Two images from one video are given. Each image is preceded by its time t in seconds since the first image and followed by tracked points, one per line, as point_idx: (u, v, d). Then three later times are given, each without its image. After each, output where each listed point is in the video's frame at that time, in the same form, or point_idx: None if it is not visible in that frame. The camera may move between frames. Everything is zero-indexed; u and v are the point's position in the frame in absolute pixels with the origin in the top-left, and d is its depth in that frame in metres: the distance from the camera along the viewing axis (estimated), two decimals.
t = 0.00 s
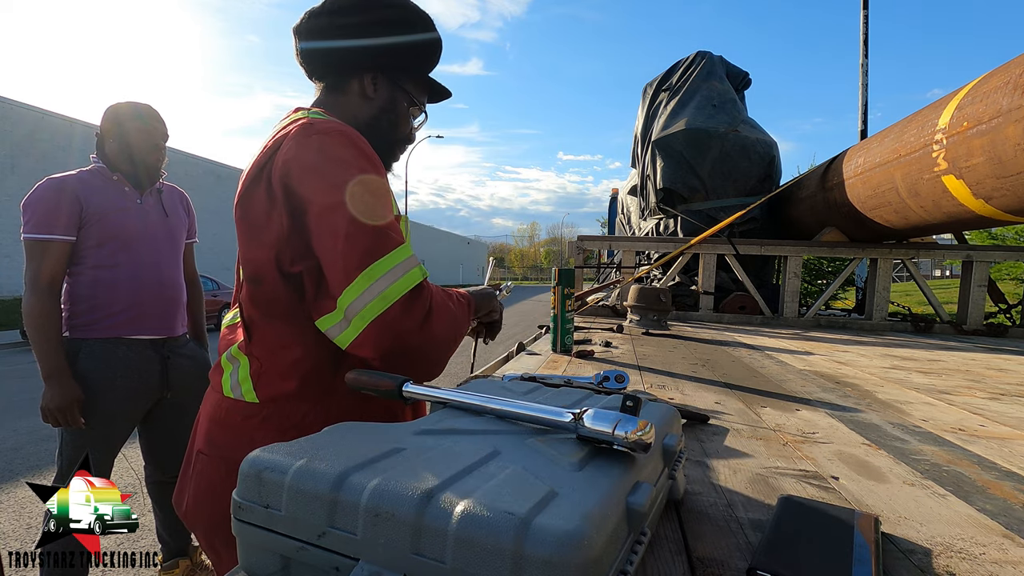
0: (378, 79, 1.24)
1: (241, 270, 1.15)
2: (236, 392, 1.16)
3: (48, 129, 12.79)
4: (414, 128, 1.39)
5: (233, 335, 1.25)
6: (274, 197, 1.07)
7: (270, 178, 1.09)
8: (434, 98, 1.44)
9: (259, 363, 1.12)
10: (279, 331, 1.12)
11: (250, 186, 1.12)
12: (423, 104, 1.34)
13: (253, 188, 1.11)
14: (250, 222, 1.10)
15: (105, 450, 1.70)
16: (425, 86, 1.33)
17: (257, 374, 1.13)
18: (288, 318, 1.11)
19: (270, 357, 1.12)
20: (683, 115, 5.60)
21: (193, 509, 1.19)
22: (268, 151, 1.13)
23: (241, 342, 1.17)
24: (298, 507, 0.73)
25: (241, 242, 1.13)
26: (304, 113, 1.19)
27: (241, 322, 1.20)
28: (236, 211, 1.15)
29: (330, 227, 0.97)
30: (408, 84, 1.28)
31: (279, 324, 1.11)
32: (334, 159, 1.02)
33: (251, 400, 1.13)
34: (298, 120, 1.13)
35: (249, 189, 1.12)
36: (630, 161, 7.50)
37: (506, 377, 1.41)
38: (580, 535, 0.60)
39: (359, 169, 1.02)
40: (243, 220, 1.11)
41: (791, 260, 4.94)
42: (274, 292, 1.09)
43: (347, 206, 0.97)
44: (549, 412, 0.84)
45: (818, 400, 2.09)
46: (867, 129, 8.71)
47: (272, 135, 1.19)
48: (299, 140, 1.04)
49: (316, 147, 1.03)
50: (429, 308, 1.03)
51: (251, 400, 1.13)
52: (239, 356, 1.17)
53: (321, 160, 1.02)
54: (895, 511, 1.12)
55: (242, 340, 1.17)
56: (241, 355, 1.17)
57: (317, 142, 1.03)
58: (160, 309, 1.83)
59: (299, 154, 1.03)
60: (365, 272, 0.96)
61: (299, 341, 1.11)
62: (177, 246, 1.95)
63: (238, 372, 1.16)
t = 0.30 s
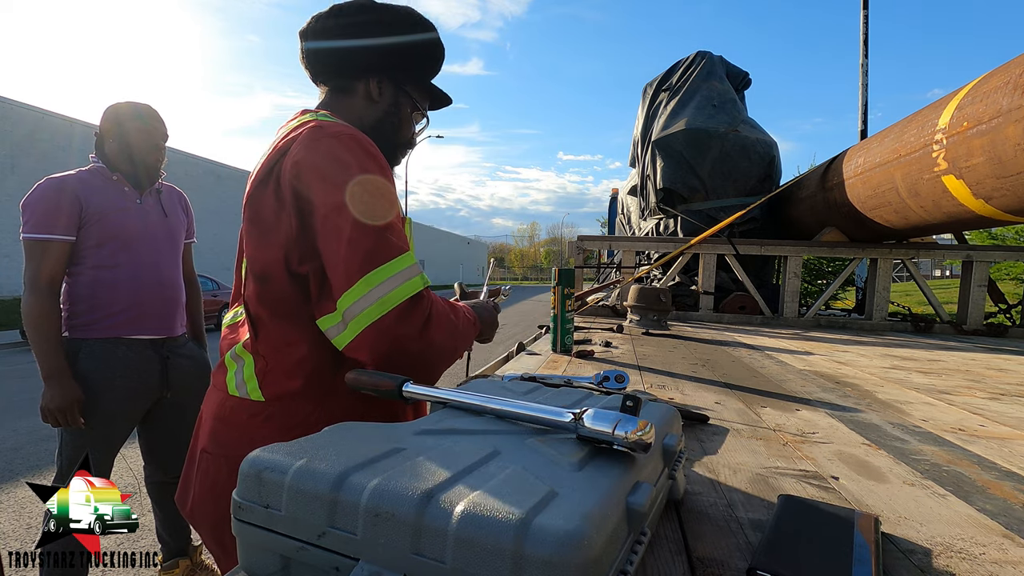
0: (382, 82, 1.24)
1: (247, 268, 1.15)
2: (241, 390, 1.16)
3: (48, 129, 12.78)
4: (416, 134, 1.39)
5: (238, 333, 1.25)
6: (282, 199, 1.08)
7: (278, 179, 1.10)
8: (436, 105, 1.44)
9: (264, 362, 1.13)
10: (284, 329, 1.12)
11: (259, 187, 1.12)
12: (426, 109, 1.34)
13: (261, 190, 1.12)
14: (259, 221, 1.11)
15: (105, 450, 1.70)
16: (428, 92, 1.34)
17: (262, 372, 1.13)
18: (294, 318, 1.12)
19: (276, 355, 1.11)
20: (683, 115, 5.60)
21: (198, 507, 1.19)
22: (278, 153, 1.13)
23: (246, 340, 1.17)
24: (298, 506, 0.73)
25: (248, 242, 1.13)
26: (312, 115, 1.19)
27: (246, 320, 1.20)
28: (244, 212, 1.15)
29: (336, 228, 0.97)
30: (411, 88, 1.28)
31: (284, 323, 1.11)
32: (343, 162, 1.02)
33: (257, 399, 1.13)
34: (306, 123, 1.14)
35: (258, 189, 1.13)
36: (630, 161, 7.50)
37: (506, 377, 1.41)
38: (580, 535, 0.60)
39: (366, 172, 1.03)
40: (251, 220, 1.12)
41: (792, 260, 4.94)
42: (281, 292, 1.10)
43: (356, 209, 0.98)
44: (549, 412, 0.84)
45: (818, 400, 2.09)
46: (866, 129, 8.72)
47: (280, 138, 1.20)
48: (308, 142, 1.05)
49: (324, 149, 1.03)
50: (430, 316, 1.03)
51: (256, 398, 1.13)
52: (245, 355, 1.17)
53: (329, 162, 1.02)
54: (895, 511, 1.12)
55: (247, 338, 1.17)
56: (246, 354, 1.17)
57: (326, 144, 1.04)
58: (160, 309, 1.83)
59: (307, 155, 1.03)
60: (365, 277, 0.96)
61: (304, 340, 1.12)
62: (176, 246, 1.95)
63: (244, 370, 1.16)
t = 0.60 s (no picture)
0: (388, 86, 1.25)
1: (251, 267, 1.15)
2: (244, 388, 1.16)
3: (48, 129, 12.78)
4: (417, 138, 1.41)
5: (242, 331, 1.25)
6: (288, 200, 1.08)
7: (285, 181, 1.10)
8: (436, 110, 1.46)
9: (266, 360, 1.13)
10: (287, 330, 1.12)
11: (264, 186, 1.11)
12: (427, 113, 1.35)
13: (266, 189, 1.11)
14: (263, 221, 1.10)
15: (105, 450, 1.70)
16: (429, 94, 1.35)
17: (265, 370, 1.13)
18: (298, 317, 1.12)
19: (279, 354, 1.12)
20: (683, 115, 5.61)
21: (200, 506, 1.19)
22: (283, 153, 1.13)
23: (249, 338, 1.17)
24: (298, 506, 0.73)
25: (253, 242, 1.12)
26: (317, 117, 1.19)
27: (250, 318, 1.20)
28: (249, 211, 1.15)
29: (342, 231, 0.97)
30: (413, 91, 1.29)
31: (288, 324, 1.12)
32: (350, 165, 1.02)
33: (259, 398, 1.13)
34: (312, 125, 1.13)
35: (263, 189, 1.12)
36: (630, 161, 7.51)
37: (506, 377, 1.41)
38: (580, 535, 0.60)
39: (373, 177, 1.03)
40: (256, 219, 1.11)
41: (792, 260, 4.94)
42: (285, 291, 1.09)
43: (363, 212, 0.99)
44: (549, 412, 0.84)
45: (818, 400, 2.09)
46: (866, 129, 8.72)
47: (284, 139, 1.20)
48: (316, 144, 1.05)
49: (332, 152, 1.03)
50: (426, 322, 1.03)
51: (259, 397, 1.13)
52: (247, 354, 1.17)
53: (338, 166, 1.02)
54: (895, 511, 1.12)
55: (250, 337, 1.17)
56: (248, 352, 1.17)
57: (334, 147, 1.04)
58: (159, 309, 1.83)
59: (314, 157, 1.03)
60: (363, 285, 0.97)
61: (307, 339, 1.12)
62: (175, 247, 1.95)
63: (246, 369, 1.16)
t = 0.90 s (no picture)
0: (392, 85, 1.26)
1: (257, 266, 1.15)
2: (250, 389, 1.16)
3: (48, 129, 12.78)
4: (422, 138, 1.41)
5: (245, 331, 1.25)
6: (298, 202, 1.08)
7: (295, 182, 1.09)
8: (440, 113, 1.46)
9: (272, 361, 1.13)
10: (292, 331, 1.12)
11: (272, 187, 1.11)
12: (430, 112, 1.36)
13: (276, 189, 1.10)
14: (271, 221, 1.09)
15: (104, 450, 1.70)
16: (433, 95, 1.36)
17: (271, 371, 1.13)
18: (302, 317, 1.12)
19: (284, 355, 1.12)
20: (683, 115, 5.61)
21: (205, 504, 1.19)
22: (292, 154, 1.12)
23: (255, 338, 1.17)
24: (298, 507, 0.73)
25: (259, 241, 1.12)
26: (326, 118, 1.19)
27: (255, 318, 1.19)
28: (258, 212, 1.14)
29: (351, 236, 0.98)
30: (417, 90, 1.30)
31: (294, 325, 1.12)
32: (359, 169, 1.02)
33: (265, 398, 1.13)
34: (321, 126, 1.13)
35: (272, 188, 1.11)
36: (630, 161, 7.51)
37: (506, 377, 1.41)
38: (580, 535, 0.60)
39: (382, 182, 1.03)
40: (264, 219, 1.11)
41: (792, 260, 4.94)
42: (292, 292, 1.10)
43: (374, 217, 0.99)
44: (549, 412, 0.84)
45: (818, 400, 2.09)
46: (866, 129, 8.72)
47: (294, 139, 1.20)
48: (326, 146, 1.04)
49: (342, 155, 1.03)
50: (427, 333, 1.03)
51: (265, 396, 1.13)
52: (252, 354, 1.17)
53: (347, 169, 1.02)
54: (894, 511, 1.12)
55: (255, 337, 1.17)
56: (254, 353, 1.17)
57: (344, 150, 1.04)
58: (158, 309, 1.83)
59: (324, 159, 1.03)
60: (365, 293, 0.98)
61: (313, 340, 1.12)
62: (174, 247, 1.95)
63: (251, 369, 1.16)
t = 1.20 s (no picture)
0: (404, 88, 1.27)
1: (271, 265, 1.15)
2: (260, 387, 1.16)
3: (48, 129, 12.78)
4: (429, 143, 1.42)
5: (255, 329, 1.26)
6: (316, 202, 1.08)
7: (312, 182, 1.09)
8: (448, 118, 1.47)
9: (282, 359, 1.12)
10: (305, 329, 1.12)
11: (289, 187, 1.11)
12: (439, 116, 1.37)
13: (294, 188, 1.10)
14: (287, 222, 1.10)
15: (104, 450, 1.70)
16: (442, 99, 1.36)
17: (282, 369, 1.12)
18: (315, 315, 1.12)
19: (296, 353, 1.12)
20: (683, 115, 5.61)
21: (214, 501, 1.20)
22: (308, 154, 1.12)
23: (265, 337, 1.17)
24: (298, 506, 0.73)
25: (275, 240, 1.12)
26: (340, 120, 1.20)
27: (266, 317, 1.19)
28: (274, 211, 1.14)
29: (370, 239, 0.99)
30: (427, 94, 1.31)
31: (307, 324, 1.12)
32: (377, 171, 1.03)
33: (276, 396, 1.13)
34: (337, 128, 1.13)
35: (289, 188, 1.11)
36: (630, 162, 7.51)
37: (507, 377, 1.41)
38: (580, 535, 0.60)
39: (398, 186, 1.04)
40: (280, 219, 1.10)
41: (792, 260, 4.94)
42: (308, 290, 1.10)
43: (374, 217, 1.00)
44: (549, 411, 0.84)
45: (818, 400, 2.09)
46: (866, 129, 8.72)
47: (308, 141, 1.20)
48: (344, 148, 1.05)
49: (359, 158, 1.04)
50: (439, 335, 1.05)
51: (275, 396, 1.13)
52: (262, 353, 1.17)
53: (365, 172, 1.02)
54: (894, 511, 1.12)
55: (265, 336, 1.17)
56: (263, 352, 1.16)
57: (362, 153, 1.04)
58: (157, 310, 1.83)
59: (342, 162, 1.03)
60: (382, 295, 0.98)
61: (324, 339, 1.12)
62: (174, 248, 1.96)
63: (261, 368, 1.16)
